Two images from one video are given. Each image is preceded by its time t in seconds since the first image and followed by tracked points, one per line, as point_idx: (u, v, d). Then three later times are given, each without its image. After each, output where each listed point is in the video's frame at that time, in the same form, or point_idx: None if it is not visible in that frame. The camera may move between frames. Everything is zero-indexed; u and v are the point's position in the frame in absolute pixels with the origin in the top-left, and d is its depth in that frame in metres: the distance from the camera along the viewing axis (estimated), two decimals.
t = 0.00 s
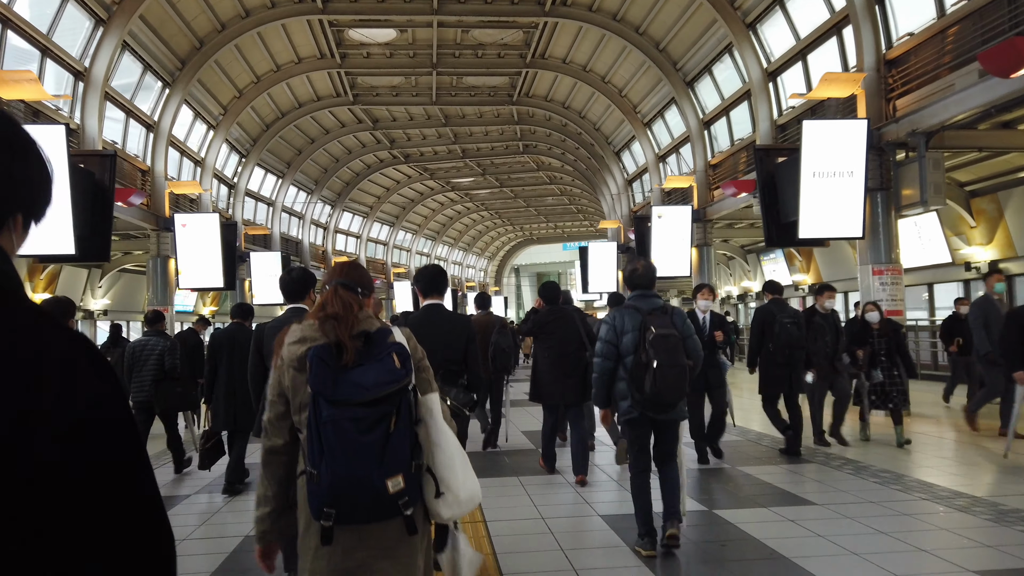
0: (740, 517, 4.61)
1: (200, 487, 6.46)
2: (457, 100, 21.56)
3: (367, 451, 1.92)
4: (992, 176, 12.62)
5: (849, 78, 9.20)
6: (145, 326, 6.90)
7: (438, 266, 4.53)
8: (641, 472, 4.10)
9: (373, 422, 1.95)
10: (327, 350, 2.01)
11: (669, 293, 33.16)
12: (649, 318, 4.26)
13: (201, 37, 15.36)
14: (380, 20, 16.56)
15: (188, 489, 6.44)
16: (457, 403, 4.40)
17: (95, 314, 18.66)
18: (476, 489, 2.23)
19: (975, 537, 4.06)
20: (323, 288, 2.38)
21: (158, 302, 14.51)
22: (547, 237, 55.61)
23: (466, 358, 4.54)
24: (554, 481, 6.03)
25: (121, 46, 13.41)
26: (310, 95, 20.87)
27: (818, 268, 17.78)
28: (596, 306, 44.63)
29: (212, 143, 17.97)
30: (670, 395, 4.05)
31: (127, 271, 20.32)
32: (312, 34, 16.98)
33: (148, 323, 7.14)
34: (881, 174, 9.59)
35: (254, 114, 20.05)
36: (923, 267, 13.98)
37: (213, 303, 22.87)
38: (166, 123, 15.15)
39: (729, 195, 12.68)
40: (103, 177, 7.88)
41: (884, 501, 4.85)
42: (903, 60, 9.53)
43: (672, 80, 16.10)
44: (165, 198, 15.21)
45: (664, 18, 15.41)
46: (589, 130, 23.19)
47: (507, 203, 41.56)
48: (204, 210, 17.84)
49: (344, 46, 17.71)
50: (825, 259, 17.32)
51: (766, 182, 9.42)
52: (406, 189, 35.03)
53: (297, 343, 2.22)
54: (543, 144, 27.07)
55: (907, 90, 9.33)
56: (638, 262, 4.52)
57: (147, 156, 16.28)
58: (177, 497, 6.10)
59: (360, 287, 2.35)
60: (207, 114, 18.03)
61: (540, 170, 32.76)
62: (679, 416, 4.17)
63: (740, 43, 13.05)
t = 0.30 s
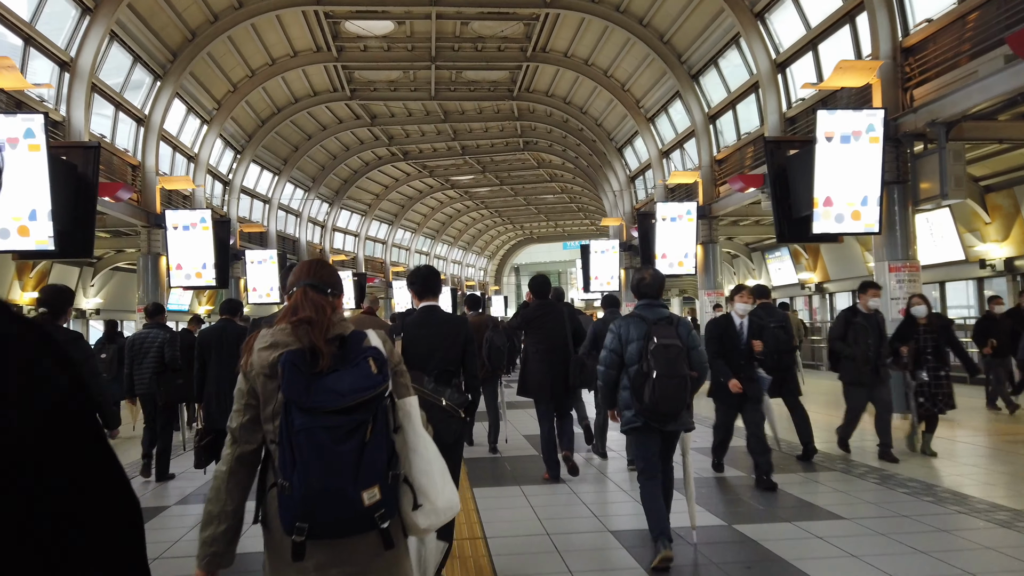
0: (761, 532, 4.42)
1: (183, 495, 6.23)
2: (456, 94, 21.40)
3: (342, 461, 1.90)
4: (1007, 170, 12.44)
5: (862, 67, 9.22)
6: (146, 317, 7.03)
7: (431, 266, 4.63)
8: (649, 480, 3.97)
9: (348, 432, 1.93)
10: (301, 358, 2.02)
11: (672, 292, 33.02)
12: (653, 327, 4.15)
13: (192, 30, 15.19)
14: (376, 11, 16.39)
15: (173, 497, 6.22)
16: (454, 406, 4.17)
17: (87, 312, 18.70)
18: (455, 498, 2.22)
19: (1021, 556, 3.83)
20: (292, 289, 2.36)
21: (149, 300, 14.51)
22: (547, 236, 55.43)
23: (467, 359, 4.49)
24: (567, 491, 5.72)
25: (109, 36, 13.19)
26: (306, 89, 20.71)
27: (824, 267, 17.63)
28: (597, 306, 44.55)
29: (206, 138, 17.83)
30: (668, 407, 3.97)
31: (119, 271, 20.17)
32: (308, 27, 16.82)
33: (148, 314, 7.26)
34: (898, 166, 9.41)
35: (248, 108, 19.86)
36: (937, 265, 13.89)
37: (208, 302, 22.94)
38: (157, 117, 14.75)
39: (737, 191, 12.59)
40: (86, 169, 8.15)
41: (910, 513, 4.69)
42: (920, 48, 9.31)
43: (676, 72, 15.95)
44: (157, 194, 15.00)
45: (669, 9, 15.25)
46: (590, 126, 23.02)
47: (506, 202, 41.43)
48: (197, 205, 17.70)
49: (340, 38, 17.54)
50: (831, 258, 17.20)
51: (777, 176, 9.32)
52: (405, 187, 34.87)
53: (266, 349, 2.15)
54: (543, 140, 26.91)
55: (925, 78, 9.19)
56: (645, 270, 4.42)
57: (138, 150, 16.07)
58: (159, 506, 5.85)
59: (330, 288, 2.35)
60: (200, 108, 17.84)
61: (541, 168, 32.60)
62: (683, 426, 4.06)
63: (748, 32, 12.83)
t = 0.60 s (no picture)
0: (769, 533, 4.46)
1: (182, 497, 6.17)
2: (457, 89, 21.28)
3: (314, 446, 2.02)
4: None
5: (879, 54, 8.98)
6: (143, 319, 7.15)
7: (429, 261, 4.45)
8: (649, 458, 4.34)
9: (320, 417, 2.05)
10: (274, 340, 2.13)
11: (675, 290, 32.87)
12: (664, 313, 4.35)
13: (186, 20, 15.06)
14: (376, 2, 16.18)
15: (168, 498, 6.09)
16: (450, 400, 4.08)
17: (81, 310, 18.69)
18: (430, 489, 2.33)
19: None
20: (274, 271, 2.42)
21: (142, 298, 14.40)
22: (548, 233, 55.19)
23: (466, 353, 4.31)
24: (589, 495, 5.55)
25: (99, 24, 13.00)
26: (304, 84, 20.57)
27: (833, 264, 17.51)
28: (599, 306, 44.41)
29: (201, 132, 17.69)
30: (678, 392, 4.17)
31: (114, 268, 20.07)
32: (305, 19, 16.67)
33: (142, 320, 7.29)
34: (917, 159, 9.25)
35: (244, 102, 19.69)
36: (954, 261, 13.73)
37: (205, 300, 22.86)
38: (149, 112, 14.79)
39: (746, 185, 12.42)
40: (71, 161, 7.97)
41: (916, 511, 4.78)
42: (940, 34, 9.11)
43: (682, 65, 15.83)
44: (149, 188, 14.89)
45: None
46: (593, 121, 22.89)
47: (506, 200, 41.30)
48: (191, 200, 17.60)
49: (338, 31, 17.39)
50: (839, 255, 17.08)
51: (792, 169, 9.12)
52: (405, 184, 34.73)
53: (240, 332, 2.26)
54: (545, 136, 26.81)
55: (944, 66, 8.99)
56: (654, 258, 4.61)
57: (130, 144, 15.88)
58: (153, 508, 5.75)
59: (311, 271, 2.42)
60: (194, 102, 17.67)
61: (542, 165, 32.43)
62: (692, 411, 4.26)
63: (758, 22, 12.81)
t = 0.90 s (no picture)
0: (764, 536, 4.56)
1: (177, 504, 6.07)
2: (457, 87, 21.17)
3: (308, 484, 2.07)
4: None
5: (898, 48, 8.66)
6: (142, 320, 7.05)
7: (436, 275, 4.47)
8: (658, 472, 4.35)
9: (316, 454, 2.11)
10: (271, 374, 2.17)
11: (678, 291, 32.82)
12: (666, 332, 4.23)
13: (179, 14, 14.90)
14: None
15: (163, 506, 5.96)
16: (452, 416, 3.88)
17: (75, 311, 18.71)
18: (416, 532, 2.30)
19: None
20: (272, 299, 2.45)
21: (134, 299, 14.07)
22: (549, 233, 55.02)
23: (464, 366, 4.24)
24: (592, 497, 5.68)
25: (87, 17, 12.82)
26: (303, 81, 20.46)
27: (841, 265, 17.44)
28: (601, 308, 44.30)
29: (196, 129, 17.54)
30: (683, 412, 4.07)
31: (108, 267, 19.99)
32: (302, 14, 16.53)
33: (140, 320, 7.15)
34: (938, 156, 9.14)
35: (240, 99, 19.54)
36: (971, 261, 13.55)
37: (202, 301, 22.78)
38: (142, 107, 14.57)
39: (755, 182, 12.22)
40: (55, 157, 7.98)
41: (923, 522, 4.84)
42: (961, 26, 8.94)
43: (688, 61, 15.72)
44: (142, 187, 14.69)
45: None
46: (595, 119, 22.77)
47: (507, 199, 41.20)
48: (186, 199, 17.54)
49: (336, 25, 17.27)
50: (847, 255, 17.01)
51: (806, 166, 9.16)
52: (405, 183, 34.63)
53: (237, 363, 2.33)
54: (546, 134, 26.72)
55: (965, 59, 8.81)
56: (655, 276, 4.54)
57: (121, 139, 15.76)
58: (148, 516, 5.65)
59: (311, 301, 2.45)
60: (189, 99, 17.54)
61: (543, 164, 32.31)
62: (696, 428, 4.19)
63: (767, 14, 12.44)
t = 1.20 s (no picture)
0: (762, 537, 4.55)
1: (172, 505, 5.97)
2: (457, 82, 21.01)
3: (303, 462, 2.00)
4: None
5: (918, 33, 8.68)
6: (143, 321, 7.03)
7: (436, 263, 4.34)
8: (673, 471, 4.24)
9: (310, 433, 2.03)
10: (264, 353, 2.12)
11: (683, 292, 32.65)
12: (673, 321, 4.41)
13: (171, 5, 14.74)
14: None
15: (150, 510, 5.84)
16: (451, 402, 3.83)
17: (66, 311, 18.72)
18: (429, 504, 2.35)
19: None
20: (266, 279, 2.41)
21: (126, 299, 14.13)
22: (550, 233, 54.84)
23: (466, 356, 4.17)
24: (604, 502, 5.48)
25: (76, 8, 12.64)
26: (300, 77, 20.32)
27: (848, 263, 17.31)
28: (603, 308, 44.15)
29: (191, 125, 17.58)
30: (689, 396, 4.20)
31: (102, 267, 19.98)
32: (299, 7, 16.42)
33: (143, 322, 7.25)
34: (959, 147, 8.95)
35: (235, 94, 19.36)
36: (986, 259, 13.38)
37: (198, 300, 22.68)
38: (133, 100, 14.43)
39: (764, 176, 12.17)
40: (37, 147, 7.89)
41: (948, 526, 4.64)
42: (983, 11, 8.67)
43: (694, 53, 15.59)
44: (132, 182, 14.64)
45: None
46: (597, 115, 22.62)
47: (508, 198, 41.06)
48: (180, 195, 17.49)
49: (333, 18, 17.13)
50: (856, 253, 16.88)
51: (820, 158, 9.07)
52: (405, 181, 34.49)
53: (231, 342, 2.28)
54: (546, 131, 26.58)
55: (987, 44, 8.57)
56: (664, 267, 4.67)
57: (111, 134, 15.53)
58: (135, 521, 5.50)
59: (306, 280, 2.41)
60: (183, 93, 17.40)
61: (544, 162, 32.17)
62: (702, 416, 4.34)
63: (778, 5, 12.50)
